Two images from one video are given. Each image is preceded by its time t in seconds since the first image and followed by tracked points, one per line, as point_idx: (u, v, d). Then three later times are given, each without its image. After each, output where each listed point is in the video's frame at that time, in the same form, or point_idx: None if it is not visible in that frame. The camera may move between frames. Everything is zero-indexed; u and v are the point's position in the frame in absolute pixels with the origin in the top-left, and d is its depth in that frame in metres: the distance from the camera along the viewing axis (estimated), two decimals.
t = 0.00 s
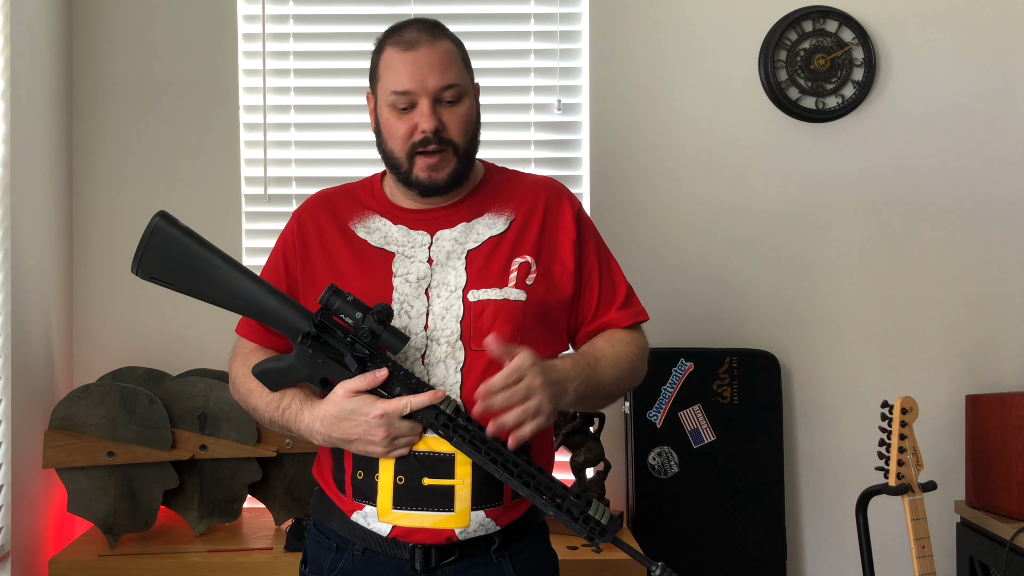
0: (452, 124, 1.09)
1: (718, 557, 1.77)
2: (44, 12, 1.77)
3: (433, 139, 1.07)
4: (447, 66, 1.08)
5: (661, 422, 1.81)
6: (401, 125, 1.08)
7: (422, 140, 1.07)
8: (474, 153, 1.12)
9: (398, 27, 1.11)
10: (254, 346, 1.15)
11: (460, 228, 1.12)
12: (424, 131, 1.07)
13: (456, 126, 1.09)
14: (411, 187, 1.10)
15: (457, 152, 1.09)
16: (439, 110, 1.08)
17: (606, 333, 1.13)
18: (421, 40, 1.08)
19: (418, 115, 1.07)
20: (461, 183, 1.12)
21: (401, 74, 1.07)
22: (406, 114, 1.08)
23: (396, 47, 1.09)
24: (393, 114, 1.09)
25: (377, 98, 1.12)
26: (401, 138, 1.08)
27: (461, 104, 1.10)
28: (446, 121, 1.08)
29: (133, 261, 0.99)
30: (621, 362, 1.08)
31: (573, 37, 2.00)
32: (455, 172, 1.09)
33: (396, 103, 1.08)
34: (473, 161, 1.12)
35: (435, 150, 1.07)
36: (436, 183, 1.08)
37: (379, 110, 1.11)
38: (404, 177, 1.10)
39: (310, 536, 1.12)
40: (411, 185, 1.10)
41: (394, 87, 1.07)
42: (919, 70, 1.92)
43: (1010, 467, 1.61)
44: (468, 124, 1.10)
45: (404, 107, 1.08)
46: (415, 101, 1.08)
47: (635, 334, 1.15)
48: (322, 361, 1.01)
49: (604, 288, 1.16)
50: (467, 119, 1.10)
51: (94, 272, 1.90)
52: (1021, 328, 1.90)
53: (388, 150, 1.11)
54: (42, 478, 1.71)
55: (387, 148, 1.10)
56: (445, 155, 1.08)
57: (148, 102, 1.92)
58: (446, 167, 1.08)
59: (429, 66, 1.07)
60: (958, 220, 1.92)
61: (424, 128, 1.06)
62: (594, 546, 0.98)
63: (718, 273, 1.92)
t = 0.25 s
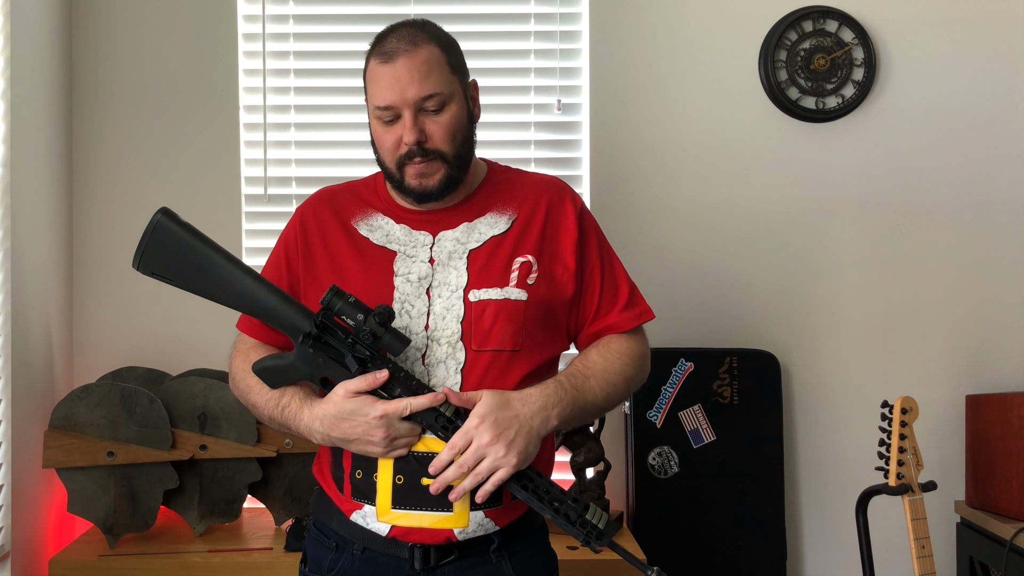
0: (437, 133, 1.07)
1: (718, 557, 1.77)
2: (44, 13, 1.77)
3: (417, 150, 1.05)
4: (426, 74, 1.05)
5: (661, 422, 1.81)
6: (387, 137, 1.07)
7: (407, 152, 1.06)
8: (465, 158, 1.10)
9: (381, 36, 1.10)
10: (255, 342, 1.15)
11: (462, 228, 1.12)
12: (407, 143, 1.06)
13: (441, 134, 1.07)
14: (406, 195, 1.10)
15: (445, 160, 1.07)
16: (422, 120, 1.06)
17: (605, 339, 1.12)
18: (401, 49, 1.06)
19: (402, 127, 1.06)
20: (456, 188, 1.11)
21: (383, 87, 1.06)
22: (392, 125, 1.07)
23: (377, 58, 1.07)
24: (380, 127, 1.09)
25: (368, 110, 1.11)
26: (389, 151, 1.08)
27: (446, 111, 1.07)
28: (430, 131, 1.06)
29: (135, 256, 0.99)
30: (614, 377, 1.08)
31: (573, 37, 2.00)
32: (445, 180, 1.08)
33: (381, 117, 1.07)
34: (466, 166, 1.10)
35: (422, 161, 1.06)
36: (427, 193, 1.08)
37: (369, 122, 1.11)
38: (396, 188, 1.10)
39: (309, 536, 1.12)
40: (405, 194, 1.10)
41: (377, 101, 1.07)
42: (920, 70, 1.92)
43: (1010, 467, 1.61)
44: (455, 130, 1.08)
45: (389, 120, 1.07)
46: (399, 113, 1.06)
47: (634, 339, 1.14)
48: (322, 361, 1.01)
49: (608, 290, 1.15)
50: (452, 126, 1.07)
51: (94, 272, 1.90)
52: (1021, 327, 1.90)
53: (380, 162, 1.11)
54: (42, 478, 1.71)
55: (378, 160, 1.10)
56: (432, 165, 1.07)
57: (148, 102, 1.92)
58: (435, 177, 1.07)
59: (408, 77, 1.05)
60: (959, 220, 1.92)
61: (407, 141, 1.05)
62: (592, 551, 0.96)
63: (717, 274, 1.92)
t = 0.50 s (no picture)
0: (440, 135, 1.07)
1: (718, 557, 1.77)
2: (44, 12, 1.77)
3: (421, 153, 1.05)
4: (425, 76, 1.05)
5: (661, 422, 1.81)
6: (389, 142, 1.07)
7: (411, 156, 1.06)
8: (470, 157, 1.09)
9: (377, 42, 1.10)
10: (260, 341, 1.13)
11: (469, 226, 1.12)
12: (411, 147, 1.06)
13: (444, 136, 1.07)
14: (412, 200, 1.10)
15: (449, 161, 1.07)
16: (424, 122, 1.06)
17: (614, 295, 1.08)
18: (397, 54, 1.06)
19: (405, 131, 1.06)
20: (462, 189, 1.11)
21: (383, 93, 1.06)
22: (395, 130, 1.08)
23: (374, 64, 1.08)
24: (383, 132, 1.09)
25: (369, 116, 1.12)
26: (392, 156, 1.08)
27: (447, 112, 1.07)
28: (432, 133, 1.06)
29: (161, 233, 0.97)
30: (635, 345, 1.04)
31: (573, 37, 2.00)
32: (452, 182, 1.08)
33: (382, 122, 1.07)
34: (472, 165, 1.10)
35: (427, 163, 1.06)
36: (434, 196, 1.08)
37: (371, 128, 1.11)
38: (403, 193, 1.10)
39: (314, 542, 1.12)
40: (412, 199, 1.11)
41: (377, 107, 1.07)
42: (920, 70, 1.92)
43: (1010, 467, 1.61)
44: (457, 131, 1.08)
45: (391, 125, 1.08)
46: (400, 118, 1.06)
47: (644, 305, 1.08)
48: (342, 350, 1.02)
49: (609, 261, 1.12)
50: (454, 126, 1.07)
51: (94, 272, 1.90)
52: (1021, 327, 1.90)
53: (384, 167, 1.11)
54: (42, 478, 1.71)
55: (382, 166, 1.10)
56: (437, 167, 1.07)
57: (147, 102, 1.92)
58: (442, 179, 1.08)
59: (407, 81, 1.05)
60: (959, 220, 1.92)
61: (410, 144, 1.05)
62: (600, 567, 0.97)
63: (717, 274, 1.92)
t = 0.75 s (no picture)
0: (437, 135, 1.07)
1: (718, 557, 1.77)
2: (44, 13, 1.77)
3: (419, 154, 1.05)
4: (424, 77, 1.05)
5: (661, 422, 1.81)
6: (387, 142, 1.07)
7: (408, 156, 1.05)
8: (467, 159, 1.10)
9: (376, 42, 1.09)
10: (255, 340, 1.14)
11: (464, 226, 1.12)
12: (409, 147, 1.05)
13: (442, 137, 1.07)
14: (409, 201, 1.10)
15: (447, 162, 1.07)
16: (422, 123, 1.06)
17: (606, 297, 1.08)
18: (396, 54, 1.06)
19: (402, 131, 1.06)
20: (458, 191, 1.11)
21: (380, 93, 1.06)
22: (392, 130, 1.07)
23: (373, 64, 1.07)
24: (381, 132, 1.08)
25: (366, 116, 1.11)
26: (390, 156, 1.08)
27: (445, 113, 1.07)
28: (430, 133, 1.06)
29: (156, 230, 0.97)
30: (628, 346, 1.05)
31: (573, 37, 2.00)
32: (450, 183, 1.08)
33: (381, 122, 1.07)
34: (468, 167, 1.10)
35: (424, 164, 1.06)
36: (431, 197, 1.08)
37: (368, 128, 1.11)
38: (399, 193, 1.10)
39: (306, 541, 1.12)
40: (408, 200, 1.10)
41: (375, 107, 1.07)
42: (920, 70, 1.92)
43: (1010, 467, 1.61)
44: (455, 132, 1.08)
45: (389, 125, 1.07)
46: (398, 117, 1.06)
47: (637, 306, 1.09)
48: (339, 348, 1.02)
49: (600, 263, 1.12)
50: (452, 128, 1.07)
51: (94, 272, 1.90)
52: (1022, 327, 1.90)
53: (381, 168, 1.10)
54: (42, 478, 1.71)
55: (378, 166, 1.10)
56: (435, 168, 1.07)
57: (148, 103, 1.92)
58: (439, 179, 1.08)
59: (406, 81, 1.05)
60: (959, 220, 1.92)
61: (409, 144, 1.05)
62: (595, 566, 0.96)
63: (718, 274, 1.92)
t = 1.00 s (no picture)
0: (436, 137, 1.07)
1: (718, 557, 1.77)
2: (44, 13, 1.77)
3: (417, 156, 1.06)
4: (421, 78, 1.05)
5: (661, 422, 1.81)
6: (385, 143, 1.07)
7: (406, 158, 1.06)
8: (465, 161, 1.10)
9: (375, 42, 1.09)
10: (253, 340, 1.13)
11: (462, 226, 1.12)
12: (406, 150, 1.05)
13: (440, 139, 1.07)
14: (408, 203, 1.11)
15: (445, 163, 1.07)
16: (420, 124, 1.06)
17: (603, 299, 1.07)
18: (394, 55, 1.06)
19: (400, 133, 1.06)
20: (457, 193, 1.11)
21: (378, 95, 1.06)
22: (390, 132, 1.07)
23: (371, 64, 1.07)
24: (379, 133, 1.08)
25: (364, 117, 1.11)
26: (388, 158, 1.08)
27: (443, 115, 1.07)
28: (428, 135, 1.06)
29: (155, 230, 0.97)
30: (622, 347, 1.04)
31: (573, 37, 2.00)
32: (449, 185, 1.09)
33: (379, 123, 1.07)
34: (467, 168, 1.11)
35: (423, 166, 1.06)
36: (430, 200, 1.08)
37: (366, 129, 1.11)
38: (398, 194, 1.10)
39: (304, 539, 1.12)
40: (407, 202, 1.11)
41: (373, 108, 1.07)
42: (920, 70, 1.92)
43: (1010, 466, 1.61)
44: (453, 134, 1.08)
45: (387, 126, 1.07)
46: (396, 119, 1.06)
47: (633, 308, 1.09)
48: (337, 349, 1.02)
49: (598, 265, 1.11)
50: (450, 130, 1.07)
51: (94, 273, 1.90)
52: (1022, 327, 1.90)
53: (379, 169, 1.11)
54: (41, 478, 1.71)
55: (378, 167, 1.10)
56: (433, 170, 1.07)
57: (148, 103, 1.92)
58: (438, 180, 1.08)
59: (404, 83, 1.05)
60: (959, 220, 1.92)
61: (406, 147, 1.05)
62: (592, 565, 0.97)
63: (718, 274, 1.92)
